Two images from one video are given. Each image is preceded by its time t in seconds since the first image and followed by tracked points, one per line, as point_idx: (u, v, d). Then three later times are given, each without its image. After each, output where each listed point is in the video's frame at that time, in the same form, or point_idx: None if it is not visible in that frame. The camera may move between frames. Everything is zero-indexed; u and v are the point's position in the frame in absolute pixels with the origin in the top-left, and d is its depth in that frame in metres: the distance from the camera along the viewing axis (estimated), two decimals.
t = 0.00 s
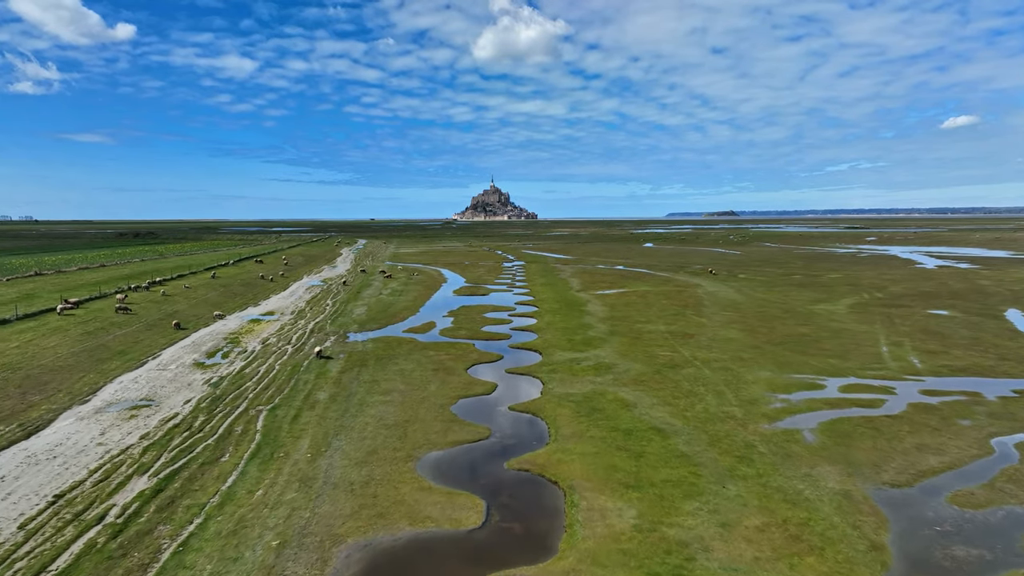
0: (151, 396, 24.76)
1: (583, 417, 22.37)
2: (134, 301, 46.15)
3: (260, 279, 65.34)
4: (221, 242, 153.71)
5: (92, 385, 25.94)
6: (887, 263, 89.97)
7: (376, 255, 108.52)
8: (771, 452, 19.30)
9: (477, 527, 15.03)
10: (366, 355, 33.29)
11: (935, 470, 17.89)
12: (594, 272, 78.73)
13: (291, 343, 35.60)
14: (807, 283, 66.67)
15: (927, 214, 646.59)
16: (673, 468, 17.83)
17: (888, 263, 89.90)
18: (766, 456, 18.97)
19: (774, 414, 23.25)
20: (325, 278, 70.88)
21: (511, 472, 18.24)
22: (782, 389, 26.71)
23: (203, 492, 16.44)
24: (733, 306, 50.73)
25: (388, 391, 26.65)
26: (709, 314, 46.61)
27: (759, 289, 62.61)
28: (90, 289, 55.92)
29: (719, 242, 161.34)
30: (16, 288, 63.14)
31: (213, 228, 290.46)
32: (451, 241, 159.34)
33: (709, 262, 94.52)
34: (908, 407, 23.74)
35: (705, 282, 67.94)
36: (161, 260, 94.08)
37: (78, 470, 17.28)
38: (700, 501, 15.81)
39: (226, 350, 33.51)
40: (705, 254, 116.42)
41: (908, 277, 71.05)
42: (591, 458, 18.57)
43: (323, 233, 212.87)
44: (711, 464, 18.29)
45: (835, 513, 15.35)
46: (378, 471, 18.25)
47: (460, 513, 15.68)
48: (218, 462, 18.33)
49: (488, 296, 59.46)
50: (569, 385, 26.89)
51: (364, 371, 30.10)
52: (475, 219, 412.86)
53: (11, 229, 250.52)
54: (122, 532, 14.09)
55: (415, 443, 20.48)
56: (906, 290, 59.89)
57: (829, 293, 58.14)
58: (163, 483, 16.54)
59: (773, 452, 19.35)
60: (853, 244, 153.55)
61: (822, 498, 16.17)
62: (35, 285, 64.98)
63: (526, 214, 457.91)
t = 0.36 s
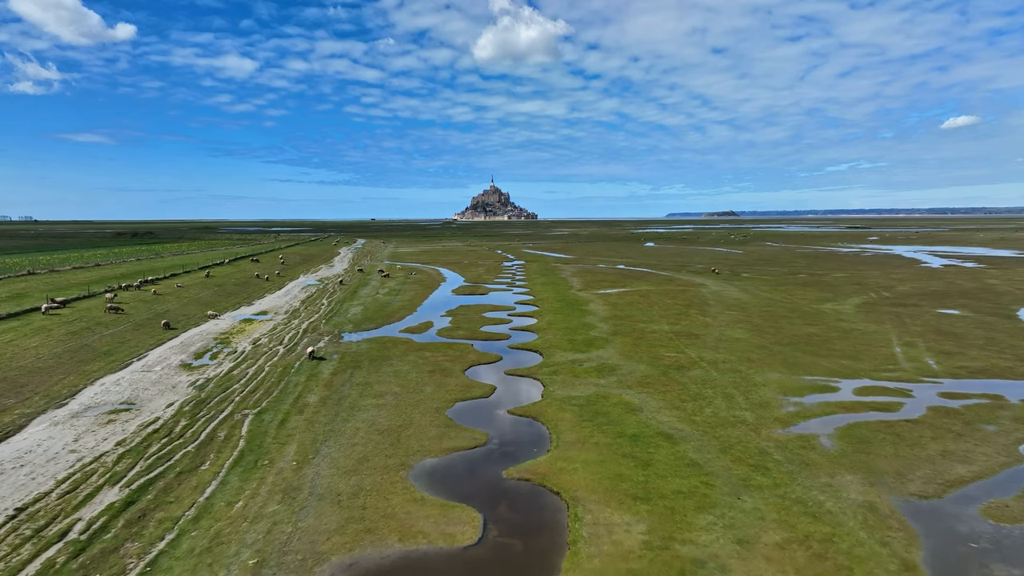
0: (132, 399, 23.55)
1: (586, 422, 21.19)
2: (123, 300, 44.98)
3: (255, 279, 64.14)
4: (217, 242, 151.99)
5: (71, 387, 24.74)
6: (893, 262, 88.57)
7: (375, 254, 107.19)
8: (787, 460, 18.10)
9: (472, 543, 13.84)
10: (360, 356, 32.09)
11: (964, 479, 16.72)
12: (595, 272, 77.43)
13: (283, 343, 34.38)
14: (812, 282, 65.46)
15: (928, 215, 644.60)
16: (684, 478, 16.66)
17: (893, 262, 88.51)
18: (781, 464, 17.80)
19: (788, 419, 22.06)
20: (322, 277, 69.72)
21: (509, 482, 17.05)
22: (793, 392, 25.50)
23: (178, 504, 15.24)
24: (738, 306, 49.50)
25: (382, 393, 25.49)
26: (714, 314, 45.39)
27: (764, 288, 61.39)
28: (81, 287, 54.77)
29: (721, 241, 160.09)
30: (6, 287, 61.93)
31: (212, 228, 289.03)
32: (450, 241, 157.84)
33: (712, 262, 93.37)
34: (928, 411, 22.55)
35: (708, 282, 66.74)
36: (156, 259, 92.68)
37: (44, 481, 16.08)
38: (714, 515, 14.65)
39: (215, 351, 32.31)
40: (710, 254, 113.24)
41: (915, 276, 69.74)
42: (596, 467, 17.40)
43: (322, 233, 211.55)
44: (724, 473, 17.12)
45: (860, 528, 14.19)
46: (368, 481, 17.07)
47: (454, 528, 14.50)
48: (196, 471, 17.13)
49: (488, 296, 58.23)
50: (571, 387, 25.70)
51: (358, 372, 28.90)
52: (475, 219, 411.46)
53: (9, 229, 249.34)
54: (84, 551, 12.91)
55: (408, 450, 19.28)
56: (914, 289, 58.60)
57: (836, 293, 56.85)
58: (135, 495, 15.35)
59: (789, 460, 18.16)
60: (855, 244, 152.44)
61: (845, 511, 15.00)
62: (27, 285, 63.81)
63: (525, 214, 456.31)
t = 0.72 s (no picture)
0: (111, 403, 22.34)
1: (589, 428, 19.96)
2: (112, 299, 43.77)
3: (250, 278, 62.89)
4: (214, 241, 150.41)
5: (48, 390, 23.54)
6: (898, 262, 87.17)
7: (372, 253, 105.89)
8: (806, 470, 16.86)
9: (466, 564, 12.62)
10: (353, 358, 30.88)
11: (999, 492, 15.50)
12: (596, 271, 76.11)
13: (273, 344, 33.13)
14: (818, 282, 64.17)
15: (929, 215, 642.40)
16: (697, 490, 15.44)
17: (899, 262, 87.11)
18: (800, 475, 16.58)
19: (803, 424, 20.82)
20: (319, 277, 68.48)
21: (507, 494, 15.83)
22: (807, 395, 24.28)
23: (147, 520, 14.02)
24: (743, 306, 48.21)
25: (374, 397, 24.28)
26: (719, 314, 44.12)
27: (768, 288, 60.09)
28: (71, 286, 53.59)
29: (722, 241, 157.63)
30: None
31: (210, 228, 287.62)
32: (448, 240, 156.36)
33: (715, 261, 92.05)
34: (951, 416, 21.31)
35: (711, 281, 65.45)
36: (151, 258, 91.32)
37: (4, 494, 14.87)
38: (732, 532, 13.44)
39: (203, 352, 31.09)
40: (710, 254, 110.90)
41: (923, 276, 68.45)
42: (601, 478, 16.18)
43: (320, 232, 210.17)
44: (739, 484, 15.90)
45: (892, 547, 12.96)
46: (356, 493, 15.84)
47: (447, 547, 13.28)
48: (171, 482, 15.89)
49: (486, 295, 56.94)
50: (573, 390, 24.50)
51: (351, 375, 27.69)
52: (475, 219, 410.08)
53: (8, 229, 249.29)
54: None
55: (400, 459, 18.06)
56: (923, 289, 57.34)
57: (843, 293, 55.54)
58: (101, 510, 14.14)
59: (808, 470, 16.93)
60: (858, 244, 151.25)
61: (874, 527, 13.78)
62: (17, 284, 62.52)
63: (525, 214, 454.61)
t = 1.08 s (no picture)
0: (86, 409, 21.06)
1: (593, 436, 18.71)
2: (100, 298, 42.45)
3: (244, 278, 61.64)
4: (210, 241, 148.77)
5: (21, 395, 22.26)
6: (903, 262, 85.73)
7: (370, 253, 104.39)
8: (828, 483, 15.59)
9: None
10: (345, 360, 29.59)
11: None
12: (597, 271, 74.74)
13: (263, 345, 31.83)
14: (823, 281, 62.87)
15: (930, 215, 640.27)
16: (712, 506, 14.20)
17: (904, 261, 85.67)
18: (822, 488, 15.33)
19: (821, 431, 19.57)
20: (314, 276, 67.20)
21: (505, 509, 14.57)
22: (822, 400, 22.98)
23: (109, 541, 12.76)
24: (749, 306, 46.88)
25: (366, 402, 22.98)
26: (724, 314, 42.84)
27: (773, 288, 58.75)
28: (60, 285, 52.31)
29: (724, 241, 155.61)
30: None
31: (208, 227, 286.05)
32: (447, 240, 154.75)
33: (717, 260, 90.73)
34: (978, 422, 20.06)
35: (715, 280, 64.11)
36: (144, 258, 89.80)
37: None
38: (753, 555, 12.20)
39: (189, 354, 29.77)
40: (712, 253, 108.76)
41: (930, 275, 67.08)
42: (607, 492, 14.93)
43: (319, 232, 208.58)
44: (757, 499, 14.64)
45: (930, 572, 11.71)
46: (341, 509, 14.58)
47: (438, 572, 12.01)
48: (140, 497, 14.63)
49: (485, 295, 55.68)
50: (576, 394, 23.25)
51: (342, 378, 26.40)
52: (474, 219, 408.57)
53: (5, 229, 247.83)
54: None
55: (390, 471, 16.75)
56: (932, 288, 56.02)
57: (850, 292, 54.23)
58: (59, 530, 12.91)
59: (831, 483, 15.65)
60: (861, 243, 149.93)
61: (908, 549, 12.52)
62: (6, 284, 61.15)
63: (525, 214, 453.10)
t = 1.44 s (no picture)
0: (56, 415, 19.75)
1: (598, 446, 17.40)
2: (86, 298, 41.11)
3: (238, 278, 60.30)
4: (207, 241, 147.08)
5: None
6: (910, 261, 84.18)
7: (368, 252, 102.90)
8: (856, 499, 14.27)
9: None
10: (337, 363, 28.26)
11: None
12: (599, 271, 73.29)
13: (252, 348, 30.47)
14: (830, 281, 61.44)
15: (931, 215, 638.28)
16: (731, 527, 12.91)
17: (911, 261, 84.12)
18: (850, 505, 14.01)
19: (843, 440, 18.26)
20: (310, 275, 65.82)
21: (503, 529, 13.27)
22: (840, 406, 21.68)
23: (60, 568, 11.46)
24: (756, 306, 45.52)
25: (356, 408, 21.66)
26: (731, 315, 41.50)
27: (779, 288, 57.32)
28: (49, 285, 50.93)
29: (727, 241, 153.08)
30: None
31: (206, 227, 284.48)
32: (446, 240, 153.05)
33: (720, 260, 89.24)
34: (1010, 431, 18.73)
35: (720, 280, 62.71)
36: (138, 258, 88.29)
37: None
38: None
39: (173, 357, 28.43)
40: (716, 254, 105.85)
41: (939, 275, 65.61)
42: (616, 510, 13.64)
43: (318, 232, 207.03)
44: (780, 519, 13.33)
45: None
46: (323, 530, 13.26)
47: None
48: (101, 516, 13.32)
49: (485, 295, 54.32)
50: (579, 400, 21.92)
51: (332, 382, 25.09)
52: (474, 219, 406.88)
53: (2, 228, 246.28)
54: None
55: (379, 485, 15.43)
56: (943, 288, 54.59)
57: (859, 292, 52.82)
58: (6, 556, 11.69)
59: (860, 499, 14.33)
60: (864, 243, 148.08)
61: None
62: None
63: (525, 214, 451.36)
